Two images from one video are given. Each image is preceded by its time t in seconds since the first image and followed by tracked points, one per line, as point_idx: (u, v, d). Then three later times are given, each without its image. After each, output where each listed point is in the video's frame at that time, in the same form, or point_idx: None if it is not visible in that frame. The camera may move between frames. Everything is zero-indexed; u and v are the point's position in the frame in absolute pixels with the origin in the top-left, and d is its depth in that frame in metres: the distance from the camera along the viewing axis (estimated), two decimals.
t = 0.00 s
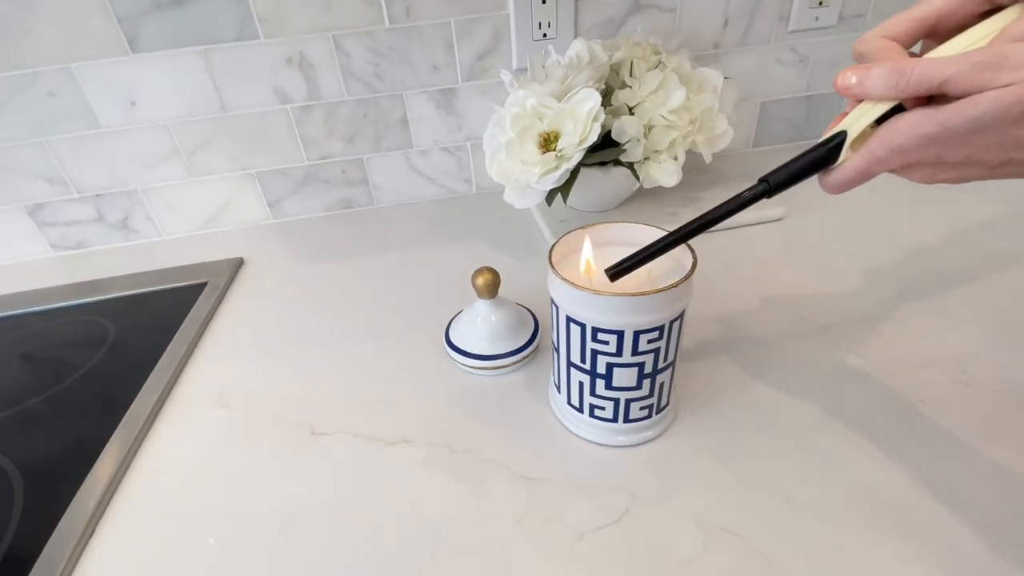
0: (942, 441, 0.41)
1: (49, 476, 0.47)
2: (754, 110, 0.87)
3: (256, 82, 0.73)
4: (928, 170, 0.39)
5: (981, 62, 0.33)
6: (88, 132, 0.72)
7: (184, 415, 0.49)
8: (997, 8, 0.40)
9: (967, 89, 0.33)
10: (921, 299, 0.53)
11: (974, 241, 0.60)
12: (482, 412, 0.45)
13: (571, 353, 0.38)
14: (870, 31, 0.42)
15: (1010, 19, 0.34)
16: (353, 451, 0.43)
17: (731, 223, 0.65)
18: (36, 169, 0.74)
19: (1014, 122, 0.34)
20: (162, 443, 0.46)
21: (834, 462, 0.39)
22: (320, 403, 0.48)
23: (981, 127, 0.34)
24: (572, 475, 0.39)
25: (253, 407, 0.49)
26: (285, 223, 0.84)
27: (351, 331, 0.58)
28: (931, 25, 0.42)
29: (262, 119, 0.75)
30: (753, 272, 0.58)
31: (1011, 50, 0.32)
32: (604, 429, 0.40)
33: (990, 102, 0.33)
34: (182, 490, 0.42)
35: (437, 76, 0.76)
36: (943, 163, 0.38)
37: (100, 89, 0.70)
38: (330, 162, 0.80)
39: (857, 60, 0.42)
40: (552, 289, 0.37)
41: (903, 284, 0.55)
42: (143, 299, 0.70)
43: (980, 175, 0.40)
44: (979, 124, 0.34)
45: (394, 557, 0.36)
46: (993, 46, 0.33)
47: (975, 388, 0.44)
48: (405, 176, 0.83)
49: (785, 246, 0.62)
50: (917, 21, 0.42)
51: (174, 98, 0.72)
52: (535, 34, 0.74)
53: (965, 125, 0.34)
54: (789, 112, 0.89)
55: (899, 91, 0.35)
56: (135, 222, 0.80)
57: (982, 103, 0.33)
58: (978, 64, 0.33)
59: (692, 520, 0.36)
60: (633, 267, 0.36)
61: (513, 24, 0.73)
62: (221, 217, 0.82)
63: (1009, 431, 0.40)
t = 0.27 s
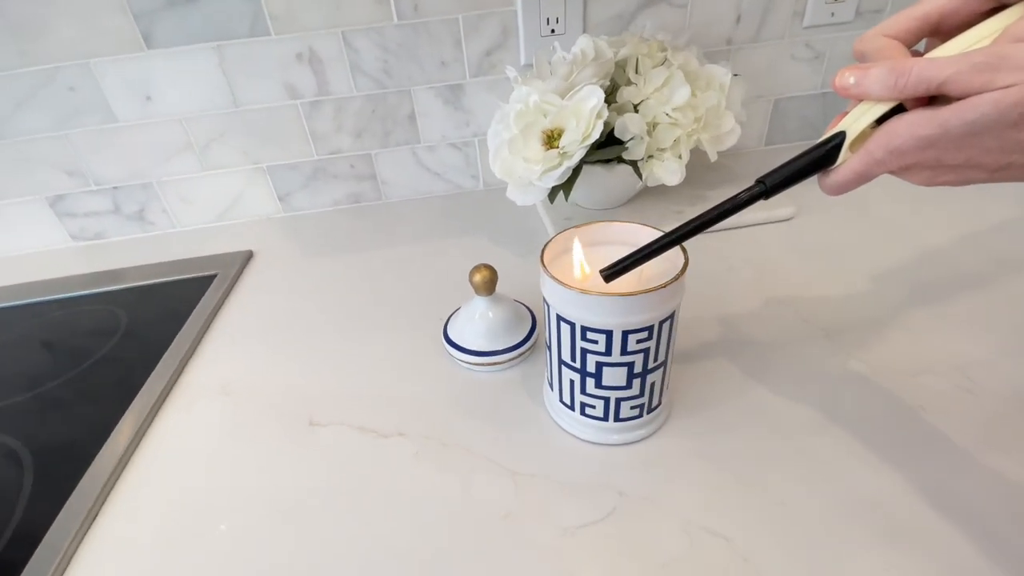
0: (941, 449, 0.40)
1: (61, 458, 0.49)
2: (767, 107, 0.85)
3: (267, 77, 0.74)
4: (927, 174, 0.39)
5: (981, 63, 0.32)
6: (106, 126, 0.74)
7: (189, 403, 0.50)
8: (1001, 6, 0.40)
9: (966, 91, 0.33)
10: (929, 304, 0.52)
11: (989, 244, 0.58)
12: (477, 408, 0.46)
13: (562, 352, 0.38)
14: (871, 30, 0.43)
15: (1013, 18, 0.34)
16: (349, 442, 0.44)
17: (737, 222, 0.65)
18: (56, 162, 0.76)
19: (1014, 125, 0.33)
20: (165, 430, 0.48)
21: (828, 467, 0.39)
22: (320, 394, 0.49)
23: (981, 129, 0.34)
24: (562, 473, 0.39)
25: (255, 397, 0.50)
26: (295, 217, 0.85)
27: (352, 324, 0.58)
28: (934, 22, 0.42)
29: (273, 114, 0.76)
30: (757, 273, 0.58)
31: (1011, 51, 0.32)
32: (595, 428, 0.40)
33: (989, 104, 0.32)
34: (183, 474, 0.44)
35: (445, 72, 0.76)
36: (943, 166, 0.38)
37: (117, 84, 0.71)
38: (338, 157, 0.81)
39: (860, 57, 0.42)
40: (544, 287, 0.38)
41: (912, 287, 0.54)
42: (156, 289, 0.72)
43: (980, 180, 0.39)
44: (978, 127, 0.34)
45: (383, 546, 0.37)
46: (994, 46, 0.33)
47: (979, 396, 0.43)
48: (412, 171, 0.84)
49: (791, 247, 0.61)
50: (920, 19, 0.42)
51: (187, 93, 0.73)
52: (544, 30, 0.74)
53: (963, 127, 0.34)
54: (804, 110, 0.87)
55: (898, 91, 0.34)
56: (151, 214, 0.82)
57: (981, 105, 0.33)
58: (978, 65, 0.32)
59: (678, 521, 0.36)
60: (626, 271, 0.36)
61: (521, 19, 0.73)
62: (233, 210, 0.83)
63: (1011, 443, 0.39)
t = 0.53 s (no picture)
0: (944, 458, 0.39)
1: (71, 445, 0.50)
2: (779, 107, 0.84)
3: (278, 75, 0.75)
4: (932, 176, 0.38)
5: (988, 64, 0.32)
6: (122, 122, 0.76)
7: (195, 395, 0.51)
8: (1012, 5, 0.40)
9: (971, 92, 0.32)
10: (938, 310, 0.51)
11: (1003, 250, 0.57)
12: (476, 405, 0.46)
13: (559, 351, 0.38)
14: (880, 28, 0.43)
15: None
16: (348, 436, 0.44)
17: (744, 224, 0.64)
18: (74, 156, 0.78)
19: (1018, 127, 0.33)
20: (167, 427, 0.48)
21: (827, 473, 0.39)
22: (322, 388, 0.50)
23: (986, 131, 0.33)
24: (557, 472, 0.39)
25: (259, 390, 0.51)
26: (305, 214, 0.86)
27: (356, 320, 0.59)
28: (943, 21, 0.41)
29: (283, 111, 0.77)
30: (763, 275, 0.57)
31: (1018, 51, 0.31)
32: (592, 427, 0.40)
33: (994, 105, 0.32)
34: (183, 473, 0.44)
35: (453, 71, 0.76)
36: (948, 168, 0.37)
37: (132, 81, 0.73)
38: (347, 154, 0.82)
39: (867, 56, 0.42)
40: (541, 286, 0.38)
41: (920, 293, 0.53)
42: (168, 282, 0.73)
43: (985, 182, 0.39)
44: (982, 129, 0.33)
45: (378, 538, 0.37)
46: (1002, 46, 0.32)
47: (985, 405, 0.42)
48: (420, 169, 0.85)
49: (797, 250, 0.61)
50: (929, 17, 0.42)
51: (200, 90, 0.75)
52: (553, 29, 0.74)
53: (968, 129, 0.33)
54: (817, 111, 0.86)
55: (903, 92, 0.33)
56: (165, 209, 0.84)
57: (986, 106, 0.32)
58: (984, 65, 0.32)
59: (670, 522, 0.36)
60: (625, 271, 0.36)
61: (530, 18, 0.73)
62: (244, 205, 0.85)
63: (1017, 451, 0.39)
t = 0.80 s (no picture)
0: (942, 468, 0.38)
1: (79, 437, 0.51)
2: (788, 110, 0.84)
3: (288, 76, 0.76)
4: (937, 175, 0.38)
5: (996, 61, 0.31)
6: (136, 120, 0.77)
7: (200, 390, 0.52)
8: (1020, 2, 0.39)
9: (976, 91, 0.32)
10: (943, 318, 0.50)
11: (1013, 258, 0.56)
12: (473, 405, 0.46)
13: (554, 353, 0.38)
14: (885, 25, 0.43)
15: None
16: (347, 434, 0.45)
17: (749, 227, 0.64)
18: (90, 154, 0.80)
19: None
20: (167, 428, 0.49)
21: (822, 479, 0.38)
22: (323, 385, 0.51)
23: (992, 131, 0.33)
24: (551, 473, 0.40)
25: (262, 387, 0.51)
26: (314, 212, 0.87)
27: (359, 318, 0.60)
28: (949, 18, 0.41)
29: (293, 111, 0.78)
30: (766, 279, 0.57)
31: None
32: (587, 430, 0.41)
33: (999, 104, 0.31)
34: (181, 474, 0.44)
35: (460, 72, 0.77)
36: (953, 168, 0.37)
37: (146, 80, 0.74)
38: (355, 154, 0.83)
39: (872, 53, 0.42)
40: (538, 288, 0.38)
41: (926, 300, 0.52)
42: (179, 278, 0.75)
43: (991, 183, 0.38)
44: (988, 128, 0.33)
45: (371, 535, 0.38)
46: (1009, 43, 0.32)
47: (987, 415, 0.41)
48: (427, 169, 0.85)
49: (802, 254, 0.60)
50: (934, 14, 0.42)
51: (212, 91, 0.76)
52: (560, 31, 0.74)
53: (973, 128, 0.33)
54: (827, 114, 0.85)
55: (907, 89, 0.33)
56: (176, 206, 0.85)
57: (992, 105, 0.32)
58: (991, 63, 0.31)
59: (663, 525, 0.36)
60: (626, 269, 0.36)
61: (537, 20, 0.73)
62: (253, 204, 0.86)
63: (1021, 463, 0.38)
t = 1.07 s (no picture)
0: (937, 476, 0.38)
1: (87, 430, 0.52)
2: (795, 114, 0.83)
3: (296, 77, 0.77)
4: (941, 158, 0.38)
5: (999, 44, 0.31)
6: (148, 120, 0.79)
7: (204, 385, 0.53)
8: None
9: (981, 74, 0.32)
10: (945, 324, 0.50)
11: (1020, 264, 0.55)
12: (469, 405, 0.47)
13: (548, 354, 0.39)
14: (888, 8, 0.43)
15: None
16: (344, 432, 0.46)
17: (751, 231, 0.63)
18: (104, 153, 0.81)
19: None
20: (168, 430, 0.49)
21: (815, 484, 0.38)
22: (323, 383, 0.51)
23: (996, 115, 0.33)
24: (544, 473, 0.40)
25: (264, 384, 0.52)
26: (322, 212, 0.88)
27: (361, 317, 0.60)
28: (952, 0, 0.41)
29: (301, 113, 0.80)
30: (766, 283, 0.57)
31: None
32: (581, 431, 0.41)
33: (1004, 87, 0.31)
34: (179, 478, 0.44)
35: (465, 74, 0.78)
36: (956, 152, 0.37)
37: (158, 81, 0.76)
38: (362, 155, 0.84)
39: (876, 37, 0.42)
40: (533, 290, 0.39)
41: (928, 306, 0.52)
42: (188, 275, 0.76)
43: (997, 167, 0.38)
44: (992, 112, 0.32)
45: (364, 532, 0.38)
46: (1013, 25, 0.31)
47: (986, 424, 0.41)
48: (432, 170, 0.86)
49: (803, 258, 0.60)
50: None
51: (222, 92, 0.77)
52: (565, 34, 0.74)
53: (978, 112, 0.33)
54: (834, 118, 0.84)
55: (911, 71, 0.33)
56: (186, 205, 0.87)
57: (997, 87, 0.31)
58: (995, 46, 0.31)
59: (652, 528, 0.36)
60: (628, 261, 0.37)
61: (542, 22, 0.73)
62: (262, 203, 0.87)
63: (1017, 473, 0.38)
